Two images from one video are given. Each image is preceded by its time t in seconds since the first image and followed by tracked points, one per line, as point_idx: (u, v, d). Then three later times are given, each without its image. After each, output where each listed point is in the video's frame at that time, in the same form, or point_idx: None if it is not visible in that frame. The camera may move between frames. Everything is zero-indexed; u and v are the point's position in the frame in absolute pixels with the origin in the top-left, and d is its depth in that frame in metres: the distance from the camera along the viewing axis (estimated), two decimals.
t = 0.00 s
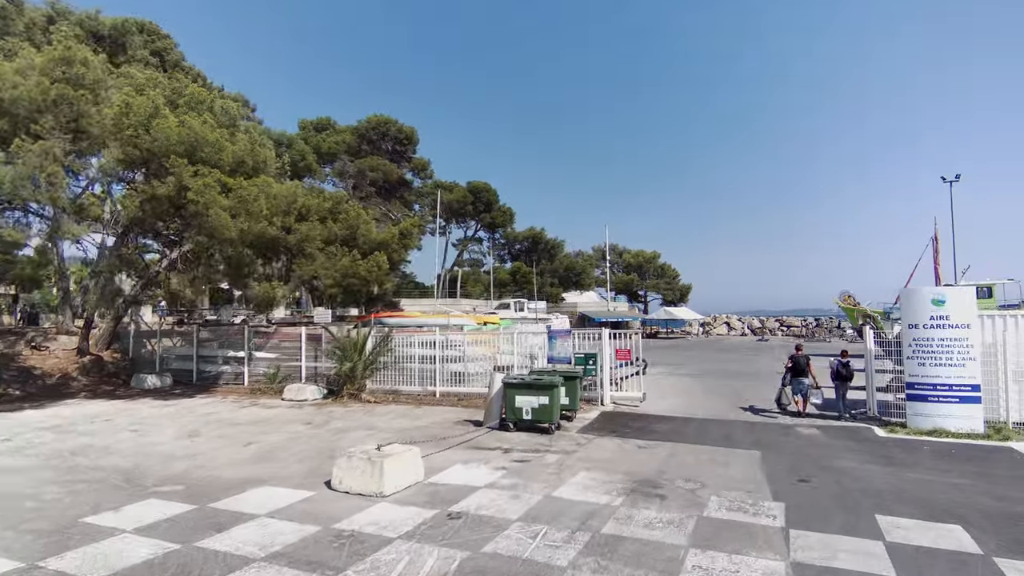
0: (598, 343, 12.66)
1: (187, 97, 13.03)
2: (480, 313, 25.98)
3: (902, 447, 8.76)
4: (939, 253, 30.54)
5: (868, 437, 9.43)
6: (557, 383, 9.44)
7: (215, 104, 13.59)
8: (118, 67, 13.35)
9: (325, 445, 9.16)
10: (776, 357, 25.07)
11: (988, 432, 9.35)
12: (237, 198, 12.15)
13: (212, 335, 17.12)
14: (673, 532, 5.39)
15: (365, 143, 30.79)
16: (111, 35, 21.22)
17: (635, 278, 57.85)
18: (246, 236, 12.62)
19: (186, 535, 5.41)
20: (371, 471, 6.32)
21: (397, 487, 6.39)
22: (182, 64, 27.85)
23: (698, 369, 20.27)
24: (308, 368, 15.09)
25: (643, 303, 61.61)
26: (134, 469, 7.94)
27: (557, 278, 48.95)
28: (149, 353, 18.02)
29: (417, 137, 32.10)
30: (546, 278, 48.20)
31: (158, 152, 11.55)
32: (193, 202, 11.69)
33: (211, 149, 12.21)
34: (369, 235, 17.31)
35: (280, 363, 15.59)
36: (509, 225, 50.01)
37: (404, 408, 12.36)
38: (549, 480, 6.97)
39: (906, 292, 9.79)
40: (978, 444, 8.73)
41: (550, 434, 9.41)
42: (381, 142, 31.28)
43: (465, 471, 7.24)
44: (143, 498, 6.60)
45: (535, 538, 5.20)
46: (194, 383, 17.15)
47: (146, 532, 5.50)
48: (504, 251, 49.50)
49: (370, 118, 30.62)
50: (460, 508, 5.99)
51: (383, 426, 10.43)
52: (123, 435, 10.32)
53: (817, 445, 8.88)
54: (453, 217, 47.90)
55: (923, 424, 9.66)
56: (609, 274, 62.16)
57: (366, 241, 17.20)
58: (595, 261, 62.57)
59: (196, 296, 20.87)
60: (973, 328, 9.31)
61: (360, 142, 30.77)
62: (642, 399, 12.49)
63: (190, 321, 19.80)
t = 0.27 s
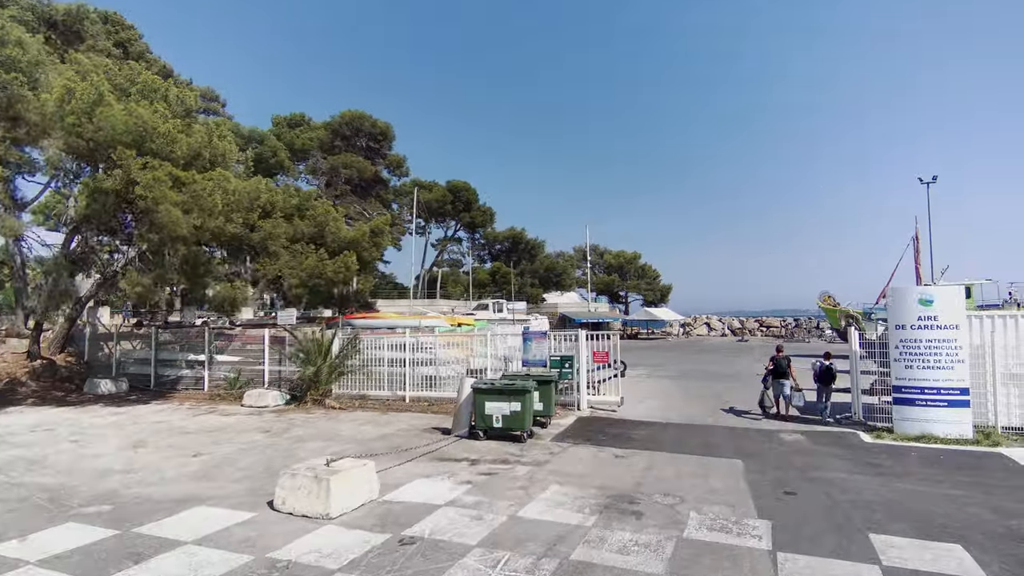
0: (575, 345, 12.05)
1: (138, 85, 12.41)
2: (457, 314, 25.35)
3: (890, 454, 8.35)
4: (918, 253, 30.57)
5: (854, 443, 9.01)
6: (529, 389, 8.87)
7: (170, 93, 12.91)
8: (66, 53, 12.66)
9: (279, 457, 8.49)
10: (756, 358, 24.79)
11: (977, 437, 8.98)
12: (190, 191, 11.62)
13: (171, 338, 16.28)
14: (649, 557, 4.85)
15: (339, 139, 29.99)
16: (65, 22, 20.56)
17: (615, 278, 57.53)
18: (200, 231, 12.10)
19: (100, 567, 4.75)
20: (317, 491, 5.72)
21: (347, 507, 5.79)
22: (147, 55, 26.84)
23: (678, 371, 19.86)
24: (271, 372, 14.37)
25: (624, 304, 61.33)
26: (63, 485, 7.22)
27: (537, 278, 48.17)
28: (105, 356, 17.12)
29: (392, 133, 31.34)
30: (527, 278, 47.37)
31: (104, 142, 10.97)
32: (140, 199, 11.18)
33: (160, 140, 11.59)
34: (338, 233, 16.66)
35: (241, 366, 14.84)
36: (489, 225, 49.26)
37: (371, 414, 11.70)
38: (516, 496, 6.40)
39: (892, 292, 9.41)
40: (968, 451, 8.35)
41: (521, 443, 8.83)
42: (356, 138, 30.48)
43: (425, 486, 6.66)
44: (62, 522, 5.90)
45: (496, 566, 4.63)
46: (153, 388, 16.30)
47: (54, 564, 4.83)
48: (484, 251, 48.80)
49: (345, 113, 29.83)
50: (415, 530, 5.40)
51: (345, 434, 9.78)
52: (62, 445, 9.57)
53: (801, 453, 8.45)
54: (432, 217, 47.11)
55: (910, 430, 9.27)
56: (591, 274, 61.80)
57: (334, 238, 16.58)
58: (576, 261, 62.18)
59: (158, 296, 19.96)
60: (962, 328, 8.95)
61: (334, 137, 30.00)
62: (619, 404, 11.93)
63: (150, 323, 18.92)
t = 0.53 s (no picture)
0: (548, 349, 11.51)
1: (84, 69, 11.75)
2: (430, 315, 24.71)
3: (874, 463, 7.96)
4: (894, 256, 30.57)
5: (837, 451, 8.61)
6: (497, 395, 8.30)
7: (120, 79, 12.25)
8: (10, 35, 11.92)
9: (223, 470, 7.81)
10: (735, 360, 24.53)
11: (963, 444, 8.64)
12: (136, 182, 11.01)
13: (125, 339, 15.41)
14: None
15: (311, 134, 29.17)
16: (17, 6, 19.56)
17: (594, 280, 57.26)
18: (151, 222, 11.61)
19: None
20: (251, 514, 5.11)
21: (286, 530, 5.20)
22: (109, 43, 25.75)
23: (656, 374, 19.43)
24: (229, 376, 13.63)
25: (603, 305, 61.08)
26: None
27: (516, 279, 47.42)
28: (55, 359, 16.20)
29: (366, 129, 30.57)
30: (506, 279, 46.61)
31: (43, 129, 10.40)
32: (80, 190, 10.41)
33: (101, 126, 10.92)
34: (303, 230, 16.03)
35: (199, 369, 14.08)
36: (467, 225, 48.48)
37: (332, 421, 11.03)
38: (477, 514, 5.85)
39: (877, 293, 9.03)
40: (955, 460, 7.98)
41: (488, 453, 8.25)
42: (329, 132, 29.66)
43: (378, 504, 6.07)
44: None
45: None
46: (106, 393, 15.43)
47: None
48: (463, 251, 48.05)
49: (316, 107, 28.98)
50: (362, 557, 4.82)
51: (302, 444, 9.13)
52: None
53: (783, 462, 8.01)
54: (409, 216, 46.28)
55: (894, 437, 8.89)
56: (570, 276, 61.39)
57: (299, 235, 15.96)
58: (555, 262, 61.78)
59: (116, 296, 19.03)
60: (948, 331, 8.65)
61: (306, 132, 29.18)
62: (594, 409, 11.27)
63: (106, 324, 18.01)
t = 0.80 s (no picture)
0: (525, 350, 10.99)
1: (25, 50, 10.99)
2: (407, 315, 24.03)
3: (864, 470, 7.55)
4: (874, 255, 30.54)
5: (825, 457, 8.20)
6: (467, 402, 7.74)
7: (67, 63, 11.52)
8: None
9: (166, 485, 7.15)
10: (717, 360, 24.22)
11: (954, 449, 8.28)
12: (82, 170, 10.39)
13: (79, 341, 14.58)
14: None
15: (283, 127, 28.39)
16: None
17: (576, 279, 56.86)
18: (103, 217, 10.96)
19: None
20: (178, 540, 4.52)
21: (218, 557, 4.61)
22: (71, 31, 24.70)
23: (637, 374, 19.01)
24: (189, 379, 12.93)
25: (585, 305, 60.68)
26: None
27: (497, 278, 46.64)
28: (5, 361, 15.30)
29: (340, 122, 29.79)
30: (487, 278, 45.84)
31: None
32: (17, 180, 9.67)
33: (44, 113, 10.29)
34: (268, 225, 15.37)
35: (157, 372, 13.34)
36: (448, 223, 47.48)
37: (294, 428, 10.38)
38: (438, 534, 5.30)
39: (865, 291, 8.65)
40: (947, 467, 7.60)
41: (458, 462, 7.70)
42: (303, 126, 28.84)
43: (329, 524, 5.50)
44: None
45: None
46: (58, 397, 14.59)
47: None
48: (443, 249, 47.30)
49: (289, 100, 28.14)
50: None
51: (258, 453, 8.52)
52: None
53: (769, 471, 7.57)
54: (388, 213, 45.45)
55: (883, 441, 8.50)
56: (552, 275, 60.96)
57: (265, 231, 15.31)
58: (537, 261, 61.29)
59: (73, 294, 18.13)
60: (938, 331, 8.32)
61: (278, 125, 28.43)
62: (572, 413, 10.69)
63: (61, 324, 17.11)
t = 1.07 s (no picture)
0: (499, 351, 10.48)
1: None
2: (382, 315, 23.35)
3: (855, 478, 7.15)
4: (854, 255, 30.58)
5: (813, 463, 7.79)
6: (434, 407, 7.18)
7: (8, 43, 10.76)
8: None
9: (100, 501, 6.50)
10: (698, 360, 23.93)
11: (944, 454, 7.94)
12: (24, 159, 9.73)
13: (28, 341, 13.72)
14: None
15: (254, 120, 27.64)
16: None
17: (557, 278, 56.48)
18: (49, 210, 10.25)
19: None
20: (88, 572, 3.92)
21: None
22: (29, 17, 23.65)
23: (617, 375, 18.58)
24: (145, 382, 12.21)
25: (566, 304, 60.35)
26: None
27: (476, 277, 45.78)
28: None
29: (313, 115, 29.03)
30: (467, 276, 45.06)
31: None
32: None
33: None
34: (231, 218, 15.12)
35: (110, 375, 12.56)
36: (428, 221, 46.78)
37: (253, 435, 9.72)
38: (394, 557, 4.75)
39: (854, 290, 8.27)
40: (940, 474, 7.23)
41: (424, 473, 7.15)
42: (275, 119, 28.06)
43: (272, 547, 4.92)
44: None
45: None
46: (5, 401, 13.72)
47: None
48: (422, 247, 46.53)
49: (260, 91, 27.33)
50: None
51: (208, 464, 7.88)
52: None
53: (755, 478, 7.13)
54: (366, 210, 44.59)
55: (872, 446, 8.13)
56: (533, 274, 60.51)
57: (228, 224, 15.05)
58: (518, 260, 60.81)
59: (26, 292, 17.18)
60: (929, 331, 7.98)
61: (249, 118, 27.71)
62: (548, 416, 10.26)
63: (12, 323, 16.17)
